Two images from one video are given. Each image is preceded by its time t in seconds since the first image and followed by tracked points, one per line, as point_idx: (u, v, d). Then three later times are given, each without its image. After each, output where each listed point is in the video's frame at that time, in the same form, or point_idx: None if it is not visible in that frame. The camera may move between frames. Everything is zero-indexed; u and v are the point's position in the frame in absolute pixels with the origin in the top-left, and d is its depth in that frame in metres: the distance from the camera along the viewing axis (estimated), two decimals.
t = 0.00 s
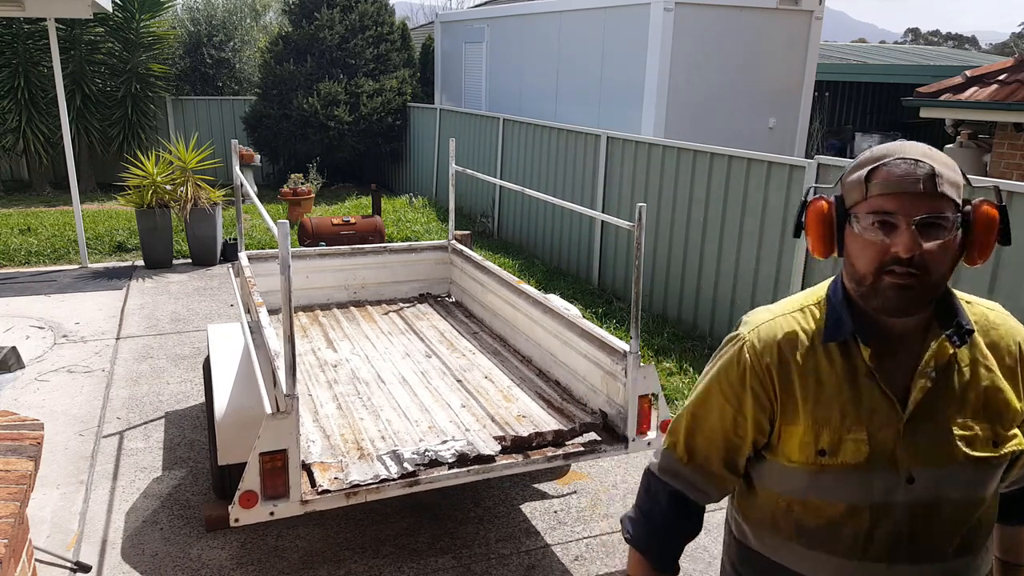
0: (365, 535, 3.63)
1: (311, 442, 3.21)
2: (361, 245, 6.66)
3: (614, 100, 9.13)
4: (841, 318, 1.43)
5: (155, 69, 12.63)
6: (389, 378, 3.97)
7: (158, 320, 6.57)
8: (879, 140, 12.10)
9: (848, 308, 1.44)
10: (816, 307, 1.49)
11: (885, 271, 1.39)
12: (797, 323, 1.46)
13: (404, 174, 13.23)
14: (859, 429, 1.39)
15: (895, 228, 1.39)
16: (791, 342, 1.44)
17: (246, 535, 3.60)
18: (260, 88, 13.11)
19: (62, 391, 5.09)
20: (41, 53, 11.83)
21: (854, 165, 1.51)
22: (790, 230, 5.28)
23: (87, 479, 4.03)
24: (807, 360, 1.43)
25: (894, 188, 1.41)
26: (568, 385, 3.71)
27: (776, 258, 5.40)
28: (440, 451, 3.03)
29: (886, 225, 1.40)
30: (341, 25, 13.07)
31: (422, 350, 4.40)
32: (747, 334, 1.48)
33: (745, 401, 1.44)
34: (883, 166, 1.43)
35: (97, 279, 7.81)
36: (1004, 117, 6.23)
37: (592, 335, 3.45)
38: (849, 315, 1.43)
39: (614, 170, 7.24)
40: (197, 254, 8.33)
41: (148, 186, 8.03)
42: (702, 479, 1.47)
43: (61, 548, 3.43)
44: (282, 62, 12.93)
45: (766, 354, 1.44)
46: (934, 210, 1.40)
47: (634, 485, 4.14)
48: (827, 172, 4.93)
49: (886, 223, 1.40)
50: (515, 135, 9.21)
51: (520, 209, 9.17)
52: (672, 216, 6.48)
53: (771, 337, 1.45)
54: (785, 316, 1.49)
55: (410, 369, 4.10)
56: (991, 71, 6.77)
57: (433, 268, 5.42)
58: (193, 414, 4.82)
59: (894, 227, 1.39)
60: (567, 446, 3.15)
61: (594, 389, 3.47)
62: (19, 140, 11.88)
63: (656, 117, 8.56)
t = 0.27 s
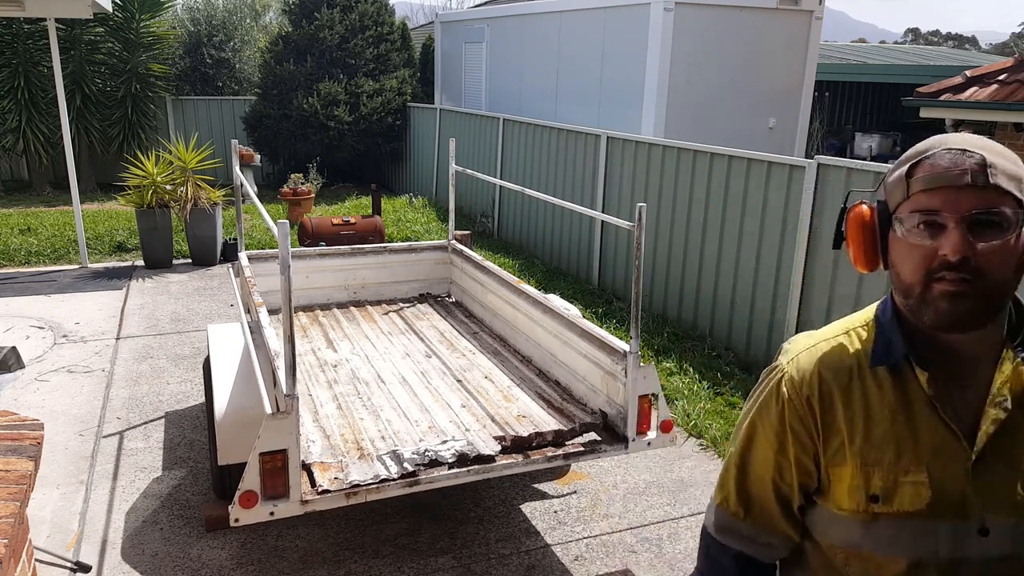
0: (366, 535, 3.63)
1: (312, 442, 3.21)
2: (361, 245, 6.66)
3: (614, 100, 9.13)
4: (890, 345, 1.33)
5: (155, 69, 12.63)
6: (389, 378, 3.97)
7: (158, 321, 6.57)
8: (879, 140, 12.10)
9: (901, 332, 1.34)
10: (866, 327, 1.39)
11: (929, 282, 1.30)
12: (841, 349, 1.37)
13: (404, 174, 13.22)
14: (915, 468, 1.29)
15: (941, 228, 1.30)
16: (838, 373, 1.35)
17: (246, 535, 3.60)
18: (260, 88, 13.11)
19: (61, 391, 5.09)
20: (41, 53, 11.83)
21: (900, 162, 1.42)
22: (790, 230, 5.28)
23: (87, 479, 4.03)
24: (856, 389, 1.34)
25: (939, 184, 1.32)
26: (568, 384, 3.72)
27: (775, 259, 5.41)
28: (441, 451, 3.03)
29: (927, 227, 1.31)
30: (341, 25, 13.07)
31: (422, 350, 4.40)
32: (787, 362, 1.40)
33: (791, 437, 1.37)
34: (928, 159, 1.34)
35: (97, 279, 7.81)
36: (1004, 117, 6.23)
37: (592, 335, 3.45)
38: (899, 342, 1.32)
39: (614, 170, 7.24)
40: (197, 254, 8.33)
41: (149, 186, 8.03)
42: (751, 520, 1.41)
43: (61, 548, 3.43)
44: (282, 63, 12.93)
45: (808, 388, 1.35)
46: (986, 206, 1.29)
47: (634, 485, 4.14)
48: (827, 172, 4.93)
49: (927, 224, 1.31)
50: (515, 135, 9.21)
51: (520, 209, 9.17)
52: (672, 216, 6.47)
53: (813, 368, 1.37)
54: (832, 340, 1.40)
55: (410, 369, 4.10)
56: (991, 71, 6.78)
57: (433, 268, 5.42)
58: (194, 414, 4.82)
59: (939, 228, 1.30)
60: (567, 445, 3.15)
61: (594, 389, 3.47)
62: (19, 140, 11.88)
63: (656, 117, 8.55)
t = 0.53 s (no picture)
0: (365, 535, 3.63)
1: (312, 442, 3.21)
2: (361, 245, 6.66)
3: (614, 100, 9.13)
4: (901, 415, 1.18)
5: (155, 69, 12.63)
6: (389, 378, 3.97)
7: (158, 320, 6.57)
8: (879, 140, 12.10)
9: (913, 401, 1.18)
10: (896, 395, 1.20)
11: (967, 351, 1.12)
12: (846, 417, 1.24)
13: (404, 174, 13.22)
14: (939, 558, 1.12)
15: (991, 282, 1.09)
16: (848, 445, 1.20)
17: (246, 535, 3.60)
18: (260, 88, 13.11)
19: (61, 391, 5.09)
20: (41, 53, 11.84)
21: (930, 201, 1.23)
22: (790, 230, 5.28)
23: (87, 479, 4.03)
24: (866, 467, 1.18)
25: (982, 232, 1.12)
26: (568, 384, 3.72)
27: (775, 259, 5.40)
28: (441, 451, 3.03)
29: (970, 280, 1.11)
30: (341, 25, 13.07)
31: (422, 350, 4.40)
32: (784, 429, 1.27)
33: (788, 518, 1.22)
34: (981, 204, 1.13)
35: (97, 279, 7.81)
36: (1004, 117, 6.23)
37: (592, 334, 3.45)
38: (913, 414, 1.17)
39: (614, 170, 7.24)
40: (197, 254, 8.33)
41: (149, 186, 8.03)
42: None
43: (61, 548, 3.43)
44: (282, 62, 12.93)
45: (807, 464, 1.21)
46: None
47: (635, 485, 4.14)
48: (827, 172, 4.94)
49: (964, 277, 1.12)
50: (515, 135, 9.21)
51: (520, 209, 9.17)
52: (672, 216, 6.47)
53: (816, 437, 1.22)
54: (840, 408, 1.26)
55: (410, 369, 4.11)
56: (991, 71, 6.78)
57: (433, 268, 5.42)
58: (193, 413, 4.82)
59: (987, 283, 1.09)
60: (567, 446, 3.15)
61: (594, 390, 3.47)
62: (19, 140, 11.88)
63: (656, 117, 8.55)
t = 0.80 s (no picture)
0: (366, 535, 3.63)
1: (311, 442, 3.21)
2: (361, 245, 6.66)
3: (614, 100, 9.13)
4: (929, 501, 0.82)
5: (155, 69, 12.63)
6: (389, 378, 3.98)
7: (158, 320, 6.57)
8: (879, 140, 12.10)
9: (949, 488, 0.80)
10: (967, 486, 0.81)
11: None
12: (868, 498, 0.89)
13: (404, 174, 13.22)
14: None
15: None
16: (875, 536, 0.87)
17: (246, 535, 3.60)
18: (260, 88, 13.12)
19: (62, 391, 5.09)
20: (41, 53, 11.84)
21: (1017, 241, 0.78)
22: (790, 230, 5.28)
23: (87, 479, 4.03)
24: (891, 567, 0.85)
25: None
26: (568, 384, 3.72)
27: (776, 259, 5.40)
28: (441, 451, 3.03)
29: None
30: (341, 25, 13.07)
31: (422, 350, 4.40)
32: (776, 502, 0.96)
33: None
34: None
35: (98, 279, 7.81)
36: (1004, 117, 6.23)
37: (592, 334, 3.45)
38: (947, 510, 0.80)
39: (614, 170, 7.24)
40: (197, 254, 8.33)
41: (149, 186, 8.03)
42: None
43: (61, 548, 3.43)
44: (282, 63, 12.93)
45: (822, 556, 0.89)
46: None
47: (635, 485, 4.14)
48: (827, 172, 4.94)
49: None
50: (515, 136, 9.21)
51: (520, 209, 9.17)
52: (672, 216, 6.47)
53: (830, 522, 0.89)
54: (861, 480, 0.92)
55: (410, 369, 4.11)
56: (991, 71, 6.78)
57: (433, 268, 5.42)
58: (194, 413, 4.82)
59: None
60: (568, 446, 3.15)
61: (594, 390, 3.48)
62: (19, 140, 11.88)
63: (656, 116, 8.55)
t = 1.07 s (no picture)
0: (365, 535, 3.63)
1: (311, 442, 3.21)
2: (361, 245, 6.66)
3: (614, 100, 9.13)
4: None
5: (155, 69, 12.63)
6: (389, 378, 3.98)
7: (158, 321, 6.57)
8: (879, 140, 12.10)
9: None
10: None
11: None
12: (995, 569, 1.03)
13: (404, 174, 13.22)
14: None
15: None
16: None
17: (246, 535, 3.60)
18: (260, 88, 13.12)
19: (62, 391, 5.09)
20: (41, 53, 11.84)
21: None
22: (790, 229, 5.28)
23: (87, 479, 4.03)
24: None
25: None
26: (568, 384, 3.72)
27: (776, 259, 5.40)
28: (440, 451, 3.03)
29: None
30: (341, 25, 13.07)
31: (422, 350, 4.40)
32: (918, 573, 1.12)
33: None
34: None
35: (97, 279, 7.81)
36: (1004, 117, 6.23)
37: (592, 334, 3.46)
38: None
39: (614, 170, 7.24)
40: (197, 254, 8.33)
41: (148, 186, 8.03)
42: None
43: (60, 548, 3.43)
44: (282, 63, 12.93)
45: None
46: None
47: (635, 485, 4.14)
48: (827, 171, 4.94)
49: None
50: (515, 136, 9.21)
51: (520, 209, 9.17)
52: (672, 215, 6.47)
53: None
54: None
55: (410, 369, 4.10)
56: (991, 71, 6.77)
57: (433, 268, 5.42)
58: (194, 413, 4.82)
59: None
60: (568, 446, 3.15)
61: (594, 390, 3.48)
62: (19, 140, 11.88)
63: (656, 116, 8.55)
